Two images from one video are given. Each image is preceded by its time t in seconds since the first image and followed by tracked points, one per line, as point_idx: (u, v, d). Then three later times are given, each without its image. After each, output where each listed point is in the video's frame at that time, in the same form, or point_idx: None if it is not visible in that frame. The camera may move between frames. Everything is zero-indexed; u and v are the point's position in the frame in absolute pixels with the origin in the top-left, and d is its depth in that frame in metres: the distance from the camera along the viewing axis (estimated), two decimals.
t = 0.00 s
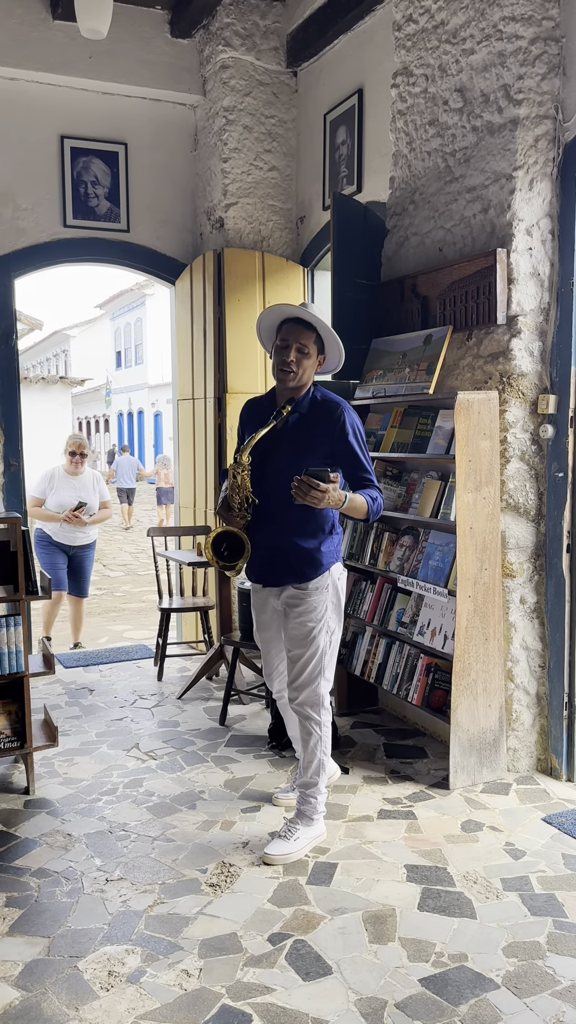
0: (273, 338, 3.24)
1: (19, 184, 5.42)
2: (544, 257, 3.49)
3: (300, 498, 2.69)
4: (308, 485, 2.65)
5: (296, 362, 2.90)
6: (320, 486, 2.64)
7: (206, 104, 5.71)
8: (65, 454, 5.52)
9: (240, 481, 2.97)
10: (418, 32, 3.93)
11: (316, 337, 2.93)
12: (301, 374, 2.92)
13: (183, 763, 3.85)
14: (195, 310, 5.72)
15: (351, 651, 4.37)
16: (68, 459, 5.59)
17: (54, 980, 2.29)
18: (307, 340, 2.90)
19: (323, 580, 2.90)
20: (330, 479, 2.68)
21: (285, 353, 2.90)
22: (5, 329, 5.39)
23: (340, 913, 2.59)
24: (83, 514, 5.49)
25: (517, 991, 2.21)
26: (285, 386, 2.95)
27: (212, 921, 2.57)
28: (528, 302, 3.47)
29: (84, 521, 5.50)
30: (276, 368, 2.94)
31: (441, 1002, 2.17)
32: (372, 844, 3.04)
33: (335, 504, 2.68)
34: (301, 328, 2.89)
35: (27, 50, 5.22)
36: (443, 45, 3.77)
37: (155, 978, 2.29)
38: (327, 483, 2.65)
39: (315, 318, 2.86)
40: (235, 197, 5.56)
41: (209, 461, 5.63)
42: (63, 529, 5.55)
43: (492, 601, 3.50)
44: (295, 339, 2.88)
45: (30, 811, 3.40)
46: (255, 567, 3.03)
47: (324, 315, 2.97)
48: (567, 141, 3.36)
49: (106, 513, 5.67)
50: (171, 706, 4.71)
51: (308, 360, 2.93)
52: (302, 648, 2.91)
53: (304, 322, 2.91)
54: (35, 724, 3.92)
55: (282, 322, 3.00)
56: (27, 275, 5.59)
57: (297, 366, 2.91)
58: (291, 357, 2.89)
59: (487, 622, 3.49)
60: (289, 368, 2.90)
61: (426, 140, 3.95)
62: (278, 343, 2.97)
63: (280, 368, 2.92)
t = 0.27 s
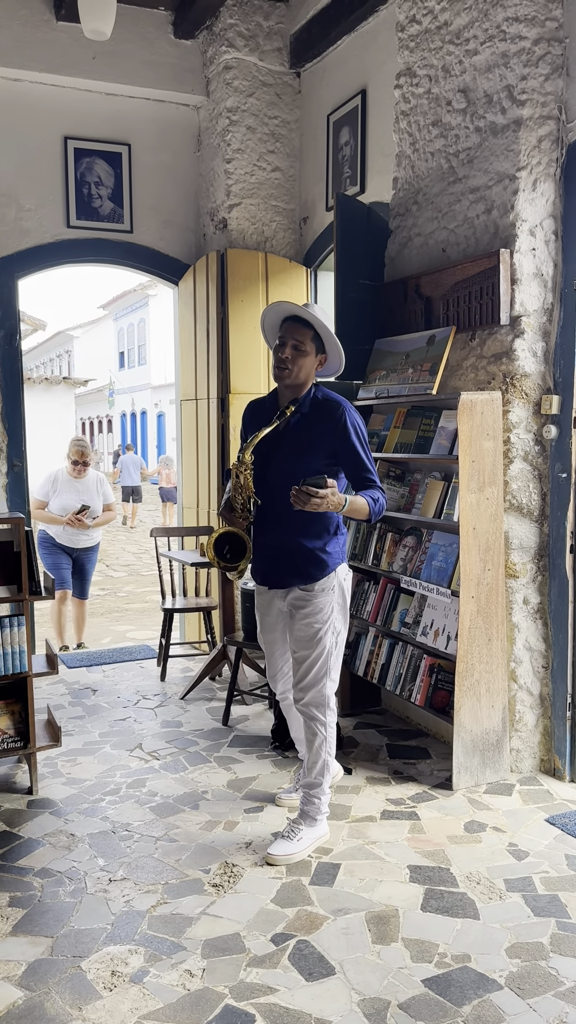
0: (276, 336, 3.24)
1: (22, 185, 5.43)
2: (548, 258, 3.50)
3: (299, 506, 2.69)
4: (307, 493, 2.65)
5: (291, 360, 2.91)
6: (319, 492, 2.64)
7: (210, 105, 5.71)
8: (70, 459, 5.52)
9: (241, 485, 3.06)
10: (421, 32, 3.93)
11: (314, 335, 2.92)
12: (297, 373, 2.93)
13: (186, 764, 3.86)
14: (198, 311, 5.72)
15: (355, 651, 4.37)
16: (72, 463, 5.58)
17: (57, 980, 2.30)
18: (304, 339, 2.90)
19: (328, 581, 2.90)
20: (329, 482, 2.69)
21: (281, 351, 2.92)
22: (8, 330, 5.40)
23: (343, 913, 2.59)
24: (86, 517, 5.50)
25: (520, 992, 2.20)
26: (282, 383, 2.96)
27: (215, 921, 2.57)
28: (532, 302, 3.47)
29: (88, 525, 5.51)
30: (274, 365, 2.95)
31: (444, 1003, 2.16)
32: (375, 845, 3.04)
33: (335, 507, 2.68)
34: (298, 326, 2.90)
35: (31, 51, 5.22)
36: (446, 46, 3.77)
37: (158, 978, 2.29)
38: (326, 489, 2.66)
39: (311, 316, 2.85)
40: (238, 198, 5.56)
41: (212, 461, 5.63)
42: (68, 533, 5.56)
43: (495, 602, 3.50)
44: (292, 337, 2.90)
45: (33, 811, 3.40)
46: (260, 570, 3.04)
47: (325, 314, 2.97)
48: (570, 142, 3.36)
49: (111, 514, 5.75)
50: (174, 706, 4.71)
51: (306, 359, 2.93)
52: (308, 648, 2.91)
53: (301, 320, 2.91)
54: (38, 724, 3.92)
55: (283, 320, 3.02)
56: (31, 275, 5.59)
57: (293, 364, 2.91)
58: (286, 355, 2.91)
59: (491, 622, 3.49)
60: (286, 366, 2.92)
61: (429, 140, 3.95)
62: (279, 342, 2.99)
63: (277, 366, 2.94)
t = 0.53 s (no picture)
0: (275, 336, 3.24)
1: (25, 185, 5.44)
2: (550, 258, 3.50)
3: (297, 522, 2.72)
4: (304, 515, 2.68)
5: (288, 360, 2.91)
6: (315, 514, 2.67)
7: (212, 106, 5.72)
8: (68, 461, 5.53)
9: (254, 489, 2.95)
10: (424, 33, 3.93)
11: (312, 335, 2.93)
12: (296, 372, 2.93)
13: (189, 764, 3.86)
14: (201, 312, 5.73)
15: (357, 651, 4.37)
16: (68, 466, 5.59)
17: (60, 979, 2.30)
18: (301, 338, 2.91)
19: (330, 583, 2.90)
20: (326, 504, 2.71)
21: (278, 351, 2.92)
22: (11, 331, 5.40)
23: (345, 914, 2.59)
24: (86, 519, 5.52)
25: (522, 992, 2.20)
26: (280, 385, 2.96)
27: (218, 921, 2.57)
28: (534, 303, 3.47)
29: (88, 526, 5.53)
30: (271, 366, 2.96)
31: (446, 1003, 2.16)
32: (378, 845, 3.04)
33: (333, 522, 2.71)
34: (295, 326, 2.91)
35: (34, 52, 5.23)
36: (449, 47, 3.77)
37: (160, 978, 2.30)
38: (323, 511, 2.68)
39: (308, 315, 2.86)
40: (241, 198, 5.57)
41: (215, 462, 5.64)
42: (68, 534, 5.56)
43: (497, 603, 3.50)
44: (289, 337, 2.90)
45: (35, 811, 3.40)
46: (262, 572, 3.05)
47: (322, 314, 2.98)
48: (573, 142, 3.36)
49: (112, 514, 5.76)
50: (176, 706, 4.71)
51: (304, 359, 2.93)
52: (311, 649, 2.91)
53: (298, 320, 2.92)
54: (41, 725, 3.93)
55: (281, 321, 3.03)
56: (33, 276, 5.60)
57: (290, 364, 2.92)
58: (283, 355, 2.91)
59: (493, 623, 3.49)
60: (283, 366, 2.92)
61: (432, 141, 3.96)
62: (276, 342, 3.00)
63: (275, 366, 2.95)
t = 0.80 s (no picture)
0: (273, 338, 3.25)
1: (28, 187, 5.45)
2: (552, 260, 3.50)
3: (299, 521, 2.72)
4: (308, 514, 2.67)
5: (290, 363, 2.91)
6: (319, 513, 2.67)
7: (215, 107, 5.73)
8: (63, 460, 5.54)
9: (265, 495, 2.91)
10: (426, 35, 3.94)
11: (312, 337, 2.93)
12: (298, 375, 2.93)
13: (191, 765, 3.86)
14: (203, 313, 5.73)
15: (359, 652, 4.37)
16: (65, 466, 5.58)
17: (62, 980, 2.30)
18: (302, 341, 2.91)
19: (331, 583, 2.91)
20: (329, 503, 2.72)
21: (280, 355, 2.92)
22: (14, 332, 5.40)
23: (347, 914, 2.60)
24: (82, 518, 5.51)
25: (524, 993, 2.21)
26: (282, 389, 2.96)
27: (220, 921, 2.57)
28: (536, 304, 3.47)
29: (85, 525, 5.52)
30: (272, 369, 2.95)
31: (448, 1004, 2.17)
32: (380, 846, 3.04)
33: (335, 521, 2.71)
34: (296, 329, 2.91)
35: (37, 53, 5.24)
36: (451, 49, 3.78)
37: (162, 978, 2.30)
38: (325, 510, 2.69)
39: (310, 319, 2.86)
40: (243, 200, 5.57)
41: (217, 463, 5.64)
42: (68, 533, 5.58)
43: (499, 604, 3.50)
44: (290, 340, 2.90)
45: (38, 812, 3.41)
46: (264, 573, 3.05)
47: (321, 316, 2.98)
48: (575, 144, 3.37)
49: (108, 513, 5.70)
50: (178, 707, 4.72)
51: (305, 362, 2.94)
52: (313, 650, 2.92)
53: (299, 323, 2.92)
54: (43, 726, 3.93)
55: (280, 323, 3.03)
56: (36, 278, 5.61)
57: (293, 367, 2.92)
58: (285, 358, 2.91)
59: (495, 624, 3.49)
60: (285, 369, 2.92)
61: (434, 143, 3.96)
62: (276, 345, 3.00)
63: (277, 369, 2.94)
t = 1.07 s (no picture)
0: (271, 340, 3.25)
1: (30, 189, 5.46)
2: (554, 261, 3.50)
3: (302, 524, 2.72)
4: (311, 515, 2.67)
5: (290, 366, 2.92)
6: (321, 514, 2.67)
7: (216, 109, 5.74)
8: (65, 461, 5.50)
9: (268, 497, 2.92)
10: (428, 37, 3.95)
11: (312, 338, 2.94)
12: (298, 377, 2.94)
13: (192, 766, 3.86)
14: (205, 314, 5.74)
15: (361, 653, 4.37)
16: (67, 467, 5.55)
17: (64, 980, 2.31)
18: (301, 343, 2.92)
19: (333, 584, 2.91)
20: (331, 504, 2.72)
21: (279, 358, 2.92)
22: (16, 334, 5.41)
23: (348, 916, 2.60)
24: (85, 521, 5.49)
25: (525, 994, 2.21)
26: (281, 391, 2.96)
27: (222, 923, 2.57)
28: (538, 306, 3.47)
29: (89, 527, 5.51)
30: (272, 371, 2.96)
31: (450, 1005, 2.17)
32: (381, 847, 3.04)
33: (337, 523, 2.71)
34: (295, 332, 2.91)
35: (39, 56, 5.26)
36: (452, 51, 3.78)
37: (164, 980, 2.30)
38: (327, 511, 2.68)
39: (309, 320, 2.87)
40: (245, 202, 5.58)
41: (218, 464, 5.65)
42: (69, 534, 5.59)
43: (501, 605, 3.50)
44: (288, 343, 2.90)
45: (39, 813, 3.41)
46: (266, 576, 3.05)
47: (319, 317, 2.98)
48: None
49: (110, 514, 5.71)
50: (180, 708, 4.72)
51: (305, 364, 2.94)
52: (314, 651, 2.92)
53: (298, 325, 2.92)
54: (45, 727, 3.94)
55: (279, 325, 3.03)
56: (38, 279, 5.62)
57: (293, 370, 2.92)
58: (285, 361, 2.91)
59: (497, 625, 3.49)
60: (284, 372, 2.92)
61: (435, 144, 3.97)
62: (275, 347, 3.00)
63: (276, 371, 2.94)
